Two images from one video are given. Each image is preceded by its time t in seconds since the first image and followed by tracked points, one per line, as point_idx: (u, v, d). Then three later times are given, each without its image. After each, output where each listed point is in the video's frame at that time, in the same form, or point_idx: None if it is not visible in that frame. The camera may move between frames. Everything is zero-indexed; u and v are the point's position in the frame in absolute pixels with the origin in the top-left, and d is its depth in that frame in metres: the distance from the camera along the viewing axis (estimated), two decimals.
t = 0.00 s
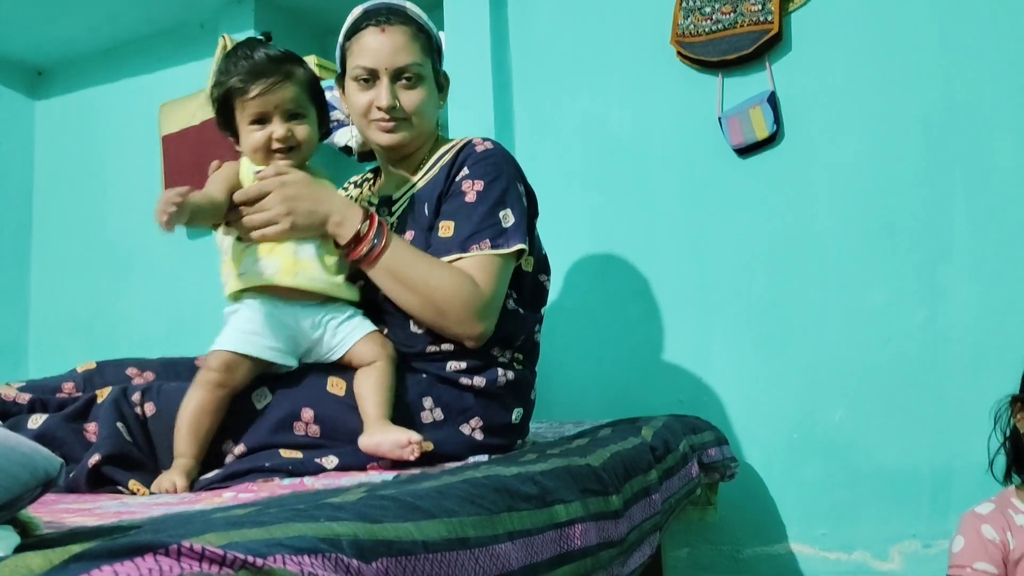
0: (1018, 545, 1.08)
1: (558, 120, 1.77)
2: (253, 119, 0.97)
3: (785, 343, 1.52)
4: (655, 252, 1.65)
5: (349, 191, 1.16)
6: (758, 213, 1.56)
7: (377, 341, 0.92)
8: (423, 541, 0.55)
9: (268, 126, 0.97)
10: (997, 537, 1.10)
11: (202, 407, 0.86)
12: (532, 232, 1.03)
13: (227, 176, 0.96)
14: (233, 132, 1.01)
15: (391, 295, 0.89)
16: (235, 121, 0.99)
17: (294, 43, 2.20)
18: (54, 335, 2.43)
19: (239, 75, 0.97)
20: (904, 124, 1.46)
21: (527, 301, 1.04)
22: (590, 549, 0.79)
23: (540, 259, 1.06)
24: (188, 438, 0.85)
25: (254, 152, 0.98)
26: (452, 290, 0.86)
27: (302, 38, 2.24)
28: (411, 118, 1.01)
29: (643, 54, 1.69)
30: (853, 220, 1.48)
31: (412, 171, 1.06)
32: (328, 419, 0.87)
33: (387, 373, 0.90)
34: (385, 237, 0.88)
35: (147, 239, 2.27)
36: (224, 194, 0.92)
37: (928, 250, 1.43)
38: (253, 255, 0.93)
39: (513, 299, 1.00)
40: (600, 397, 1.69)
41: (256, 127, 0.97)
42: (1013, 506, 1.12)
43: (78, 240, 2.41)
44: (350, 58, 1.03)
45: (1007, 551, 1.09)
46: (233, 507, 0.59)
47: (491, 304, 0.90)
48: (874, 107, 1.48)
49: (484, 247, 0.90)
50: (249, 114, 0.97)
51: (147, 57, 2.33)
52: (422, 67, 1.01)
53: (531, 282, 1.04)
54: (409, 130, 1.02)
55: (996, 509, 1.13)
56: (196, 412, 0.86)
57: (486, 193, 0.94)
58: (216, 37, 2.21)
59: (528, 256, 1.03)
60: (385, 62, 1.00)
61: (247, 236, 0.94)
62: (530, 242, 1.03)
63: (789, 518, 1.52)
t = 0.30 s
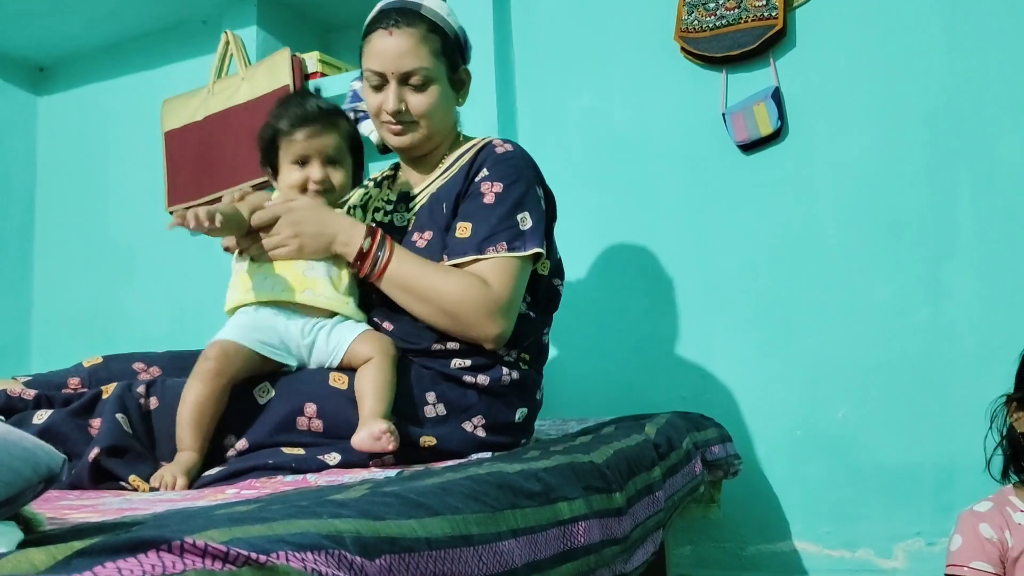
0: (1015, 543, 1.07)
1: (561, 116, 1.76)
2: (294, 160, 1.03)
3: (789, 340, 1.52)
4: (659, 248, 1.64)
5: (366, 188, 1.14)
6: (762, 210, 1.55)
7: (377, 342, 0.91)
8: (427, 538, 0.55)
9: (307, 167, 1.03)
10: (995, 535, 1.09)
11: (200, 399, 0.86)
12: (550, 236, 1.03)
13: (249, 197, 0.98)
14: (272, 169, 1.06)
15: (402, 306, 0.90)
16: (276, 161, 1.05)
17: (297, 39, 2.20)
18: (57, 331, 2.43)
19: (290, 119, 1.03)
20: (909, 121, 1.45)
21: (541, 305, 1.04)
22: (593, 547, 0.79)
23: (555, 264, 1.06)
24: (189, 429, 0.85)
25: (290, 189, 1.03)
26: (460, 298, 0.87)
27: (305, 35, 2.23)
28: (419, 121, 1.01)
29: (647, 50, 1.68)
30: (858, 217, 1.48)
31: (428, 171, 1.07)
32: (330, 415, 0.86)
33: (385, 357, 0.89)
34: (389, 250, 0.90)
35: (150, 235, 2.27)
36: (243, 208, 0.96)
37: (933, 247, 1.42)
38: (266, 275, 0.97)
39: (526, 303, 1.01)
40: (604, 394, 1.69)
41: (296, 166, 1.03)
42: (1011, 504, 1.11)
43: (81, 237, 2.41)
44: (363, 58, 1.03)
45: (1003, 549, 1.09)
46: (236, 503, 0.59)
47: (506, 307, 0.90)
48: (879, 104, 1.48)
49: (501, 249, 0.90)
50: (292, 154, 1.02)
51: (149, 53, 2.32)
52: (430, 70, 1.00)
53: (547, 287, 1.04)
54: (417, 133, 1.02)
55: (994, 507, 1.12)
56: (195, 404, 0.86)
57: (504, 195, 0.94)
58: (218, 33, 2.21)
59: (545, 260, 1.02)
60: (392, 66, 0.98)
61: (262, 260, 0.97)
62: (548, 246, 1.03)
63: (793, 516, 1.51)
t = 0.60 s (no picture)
0: (1006, 544, 1.07)
1: (568, 116, 1.77)
2: (262, 182, 1.07)
3: (795, 340, 1.52)
4: (665, 248, 1.65)
5: (380, 189, 1.16)
6: (768, 210, 1.56)
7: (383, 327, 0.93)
8: (438, 534, 0.56)
9: (274, 189, 1.06)
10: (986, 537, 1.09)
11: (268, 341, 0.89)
12: (557, 239, 1.04)
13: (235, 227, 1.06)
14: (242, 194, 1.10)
15: (396, 316, 0.93)
16: (246, 185, 1.08)
17: (304, 39, 2.21)
18: (66, 331, 2.44)
19: (255, 141, 1.07)
20: (915, 120, 1.45)
21: (547, 306, 1.04)
22: (601, 544, 0.79)
23: (563, 268, 1.07)
24: (273, 371, 0.87)
25: (262, 211, 1.07)
26: (451, 301, 0.88)
27: (313, 35, 2.24)
28: (428, 126, 1.02)
29: (653, 50, 1.68)
30: (864, 216, 1.48)
31: (438, 173, 1.08)
32: (340, 412, 0.87)
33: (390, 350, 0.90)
34: (379, 263, 0.93)
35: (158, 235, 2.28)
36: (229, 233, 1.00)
37: (939, 247, 1.42)
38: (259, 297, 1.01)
39: (532, 305, 1.01)
40: (610, 393, 1.70)
41: (264, 188, 1.07)
42: (1003, 506, 1.11)
43: (89, 236, 2.42)
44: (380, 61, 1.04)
45: (993, 550, 1.08)
46: (250, 500, 0.59)
47: (502, 308, 0.90)
48: (886, 104, 1.48)
49: (502, 251, 0.91)
50: (259, 176, 1.06)
51: (158, 53, 2.34)
52: (440, 77, 1.00)
53: (552, 289, 1.05)
54: (427, 138, 1.03)
55: (986, 509, 1.12)
56: (264, 344, 0.89)
57: (509, 198, 0.94)
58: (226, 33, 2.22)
59: (550, 264, 1.03)
60: (402, 71, 0.99)
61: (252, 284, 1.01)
62: (555, 250, 1.04)
63: (798, 515, 1.52)
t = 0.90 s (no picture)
0: (1006, 549, 1.07)
1: (570, 117, 1.77)
2: (202, 184, 1.07)
3: (797, 342, 1.52)
4: (668, 250, 1.65)
5: (377, 188, 1.17)
6: (770, 212, 1.56)
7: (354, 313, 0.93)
8: (440, 538, 0.56)
9: (217, 189, 1.07)
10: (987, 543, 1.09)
11: (232, 383, 0.88)
12: (552, 240, 1.04)
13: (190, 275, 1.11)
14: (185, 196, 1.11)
15: (387, 326, 0.93)
16: (188, 188, 1.09)
17: (306, 41, 2.21)
18: (69, 332, 2.45)
19: (185, 144, 1.06)
20: (917, 122, 1.45)
21: (542, 308, 1.05)
22: (603, 547, 0.79)
23: (560, 268, 1.08)
24: (244, 403, 0.87)
25: (208, 214, 1.08)
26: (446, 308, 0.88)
27: (315, 37, 2.25)
28: (423, 127, 1.02)
29: (656, 51, 1.68)
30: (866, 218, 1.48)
31: (434, 175, 1.08)
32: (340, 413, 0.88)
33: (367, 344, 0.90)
34: (366, 275, 0.93)
35: (161, 237, 2.29)
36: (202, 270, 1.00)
37: (942, 249, 1.42)
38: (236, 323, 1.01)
39: (528, 307, 1.01)
40: (612, 394, 1.70)
41: (206, 191, 1.07)
42: (1002, 511, 1.11)
43: (91, 238, 2.43)
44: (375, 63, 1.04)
45: (992, 556, 1.08)
46: (252, 503, 0.60)
47: (498, 310, 0.90)
48: (888, 106, 1.48)
49: (496, 256, 0.91)
50: (198, 179, 1.07)
51: (160, 56, 2.34)
52: (435, 77, 1.00)
53: (548, 290, 1.04)
54: (422, 139, 1.03)
55: (985, 514, 1.12)
56: (229, 389, 0.87)
57: (504, 202, 0.94)
58: (228, 35, 2.22)
59: (546, 265, 1.03)
60: (398, 72, 1.00)
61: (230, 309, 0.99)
62: (550, 251, 1.03)
63: (801, 517, 1.52)
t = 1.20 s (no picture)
0: (1016, 553, 1.07)
1: (570, 119, 1.77)
2: (218, 145, 0.97)
3: (798, 344, 1.52)
4: (668, 251, 1.64)
5: (366, 187, 1.16)
6: (772, 213, 1.56)
7: (370, 340, 0.89)
8: (439, 540, 0.56)
9: (235, 150, 0.97)
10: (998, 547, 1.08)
11: (228, 413, 0.86)
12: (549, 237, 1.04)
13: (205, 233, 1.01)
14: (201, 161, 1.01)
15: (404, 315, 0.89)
16: (203, 151, 0.99)
17: (306, 42, 2.21)
18: (69, 333, 2.45)
19: (197, 104, 0.96)
20: (918, 123, 1.45)
21: (541, 305, 1.04)
22: (603, 549, 0.79)
23: (555, 264, 1.07)
24: (244, 433, 0.85)
25: (226, 178, 0.98)
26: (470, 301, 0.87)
27: (315, 39, 2.25)
28: (415, 122, 1.02)
29: (657, 52, 1.68)
30: (867, 220, 1.48)
31: (428, 172, 1.07)
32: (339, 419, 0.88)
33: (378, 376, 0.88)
34: (395, 261, 0.88)
35: (161, 238, 2.29)
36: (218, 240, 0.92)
37: (943, 251, 1.42)
38: (247, 297, 0.94)
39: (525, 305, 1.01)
40: (613, 396, 1.70)
41: (223, 152, 0.97)
42: (1016, 513, 1.11)
43: (92, 239, 2.43)
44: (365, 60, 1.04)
45: (1003, 559, 1.08)
46: (251, 505, 0.59)
47: (510, 304, 0.91)
48: (889, 107, 1.48)
49: (501, 251, 0.91)
50: (214, 141, 0.97)
51: (160, 57, 2.34)
52: (427, 72, 1.01)
53: (546, 286, 1.05)
54: (414, 134, 1.02)
55: (998, 516, 1.11)
56: (226, 419, 0.86)
57: (504, 198, 0.95)
58: (229, 36, 2.23)
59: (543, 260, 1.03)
60: (389, 67, 1.00)
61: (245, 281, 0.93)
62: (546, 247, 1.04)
63: (802, 519, 1.51)
